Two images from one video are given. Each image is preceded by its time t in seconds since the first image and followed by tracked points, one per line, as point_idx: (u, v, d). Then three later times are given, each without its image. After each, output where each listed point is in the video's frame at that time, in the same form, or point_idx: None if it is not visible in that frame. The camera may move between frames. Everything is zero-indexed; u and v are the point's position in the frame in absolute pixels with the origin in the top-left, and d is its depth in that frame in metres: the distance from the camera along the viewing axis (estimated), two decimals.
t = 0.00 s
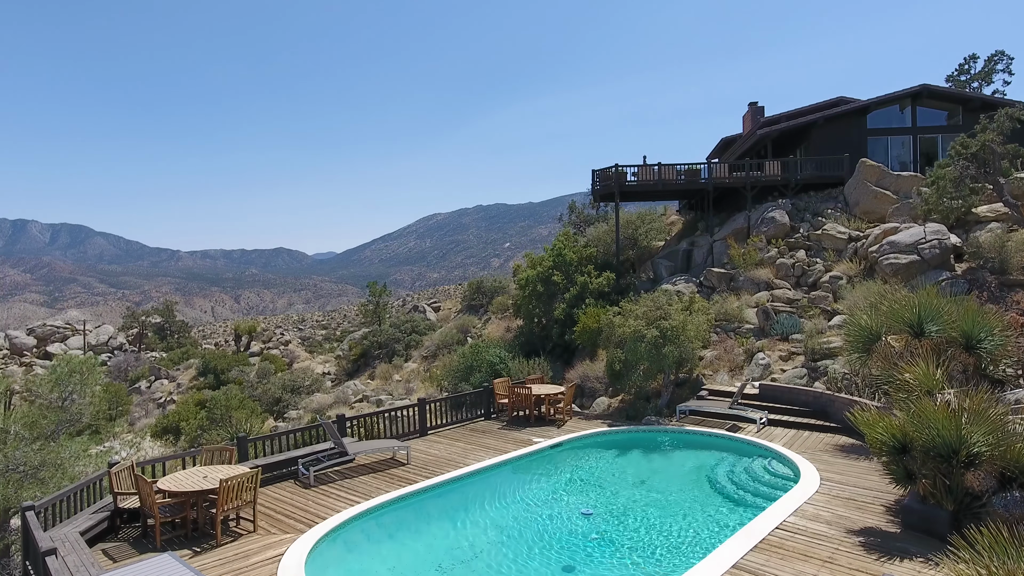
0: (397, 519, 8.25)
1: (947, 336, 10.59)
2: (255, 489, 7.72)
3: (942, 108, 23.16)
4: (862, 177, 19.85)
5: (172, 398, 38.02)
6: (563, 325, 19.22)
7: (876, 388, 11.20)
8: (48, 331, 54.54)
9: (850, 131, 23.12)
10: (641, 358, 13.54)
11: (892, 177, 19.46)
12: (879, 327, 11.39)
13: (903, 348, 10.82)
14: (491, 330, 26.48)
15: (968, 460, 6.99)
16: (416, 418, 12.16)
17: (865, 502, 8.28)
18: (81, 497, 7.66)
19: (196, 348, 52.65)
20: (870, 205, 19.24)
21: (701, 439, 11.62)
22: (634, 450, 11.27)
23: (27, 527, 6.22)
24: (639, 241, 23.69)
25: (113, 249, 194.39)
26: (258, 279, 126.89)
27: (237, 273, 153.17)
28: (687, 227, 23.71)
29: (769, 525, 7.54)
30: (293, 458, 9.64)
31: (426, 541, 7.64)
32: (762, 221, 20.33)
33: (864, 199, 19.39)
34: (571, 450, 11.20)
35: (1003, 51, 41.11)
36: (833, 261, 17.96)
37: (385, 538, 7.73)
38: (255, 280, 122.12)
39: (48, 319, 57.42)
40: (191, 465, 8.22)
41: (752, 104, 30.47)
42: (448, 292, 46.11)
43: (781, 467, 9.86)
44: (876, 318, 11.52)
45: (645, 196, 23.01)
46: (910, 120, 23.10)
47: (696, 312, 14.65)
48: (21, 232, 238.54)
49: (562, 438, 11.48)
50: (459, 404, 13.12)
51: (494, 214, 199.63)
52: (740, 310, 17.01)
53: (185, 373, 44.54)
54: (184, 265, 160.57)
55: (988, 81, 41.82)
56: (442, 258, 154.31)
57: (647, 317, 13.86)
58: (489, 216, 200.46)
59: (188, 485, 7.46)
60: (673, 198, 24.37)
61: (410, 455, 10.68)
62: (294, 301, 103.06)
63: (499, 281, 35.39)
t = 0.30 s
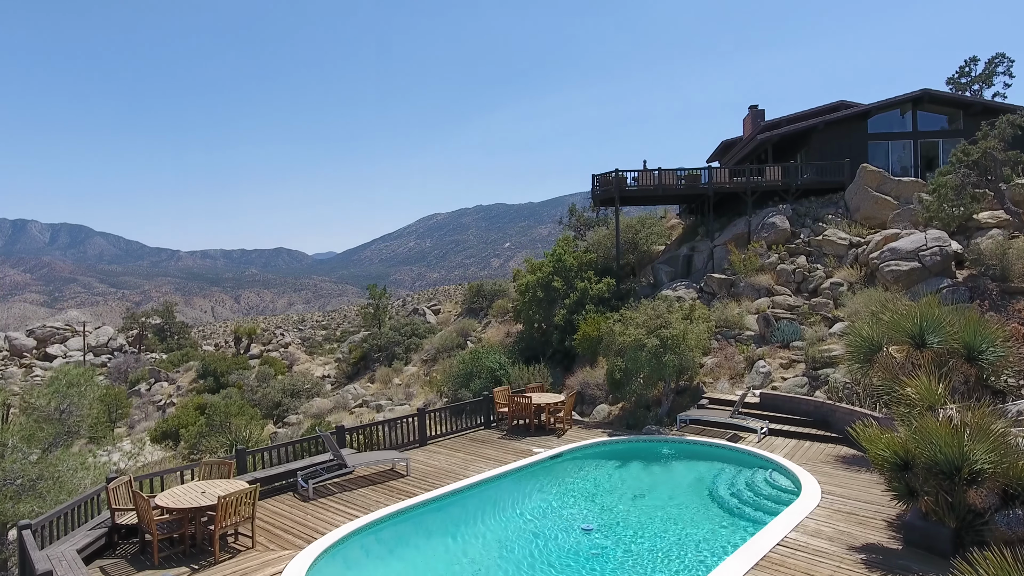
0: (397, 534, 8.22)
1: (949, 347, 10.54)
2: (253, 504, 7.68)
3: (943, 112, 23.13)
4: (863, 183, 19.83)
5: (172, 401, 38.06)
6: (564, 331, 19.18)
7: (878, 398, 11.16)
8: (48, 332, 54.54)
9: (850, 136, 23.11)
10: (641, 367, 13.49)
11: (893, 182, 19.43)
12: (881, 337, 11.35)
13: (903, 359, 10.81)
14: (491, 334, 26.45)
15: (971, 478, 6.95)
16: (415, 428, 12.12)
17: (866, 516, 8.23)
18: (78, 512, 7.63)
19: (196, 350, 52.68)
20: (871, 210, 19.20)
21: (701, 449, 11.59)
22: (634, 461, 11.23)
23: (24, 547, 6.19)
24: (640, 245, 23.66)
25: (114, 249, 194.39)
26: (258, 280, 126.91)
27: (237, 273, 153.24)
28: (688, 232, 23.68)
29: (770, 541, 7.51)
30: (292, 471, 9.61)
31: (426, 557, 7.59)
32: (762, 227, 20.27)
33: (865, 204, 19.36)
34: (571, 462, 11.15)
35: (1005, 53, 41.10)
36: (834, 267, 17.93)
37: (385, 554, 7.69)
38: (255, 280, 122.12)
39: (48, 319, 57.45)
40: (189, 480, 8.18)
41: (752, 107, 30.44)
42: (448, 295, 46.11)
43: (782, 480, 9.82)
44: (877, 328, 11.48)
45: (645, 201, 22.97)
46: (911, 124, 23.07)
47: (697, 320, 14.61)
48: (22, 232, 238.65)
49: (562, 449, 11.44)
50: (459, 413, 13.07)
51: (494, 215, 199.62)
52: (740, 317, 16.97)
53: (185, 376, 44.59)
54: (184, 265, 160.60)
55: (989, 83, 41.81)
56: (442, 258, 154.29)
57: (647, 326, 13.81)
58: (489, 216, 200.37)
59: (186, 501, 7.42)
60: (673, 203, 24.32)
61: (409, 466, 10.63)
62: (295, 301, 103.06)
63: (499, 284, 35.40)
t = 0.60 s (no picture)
0: (395, 551, 8.14)
1: (951, 359, 10.47)
2: (250, 522, 7.61)
3: (944, 117, 23.05)
4: (864, 188, 19.77)
5: (171, 404, 38.08)
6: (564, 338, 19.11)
7: (881, 410, 11.08)
8: (47, 333, 54.53)
9: (851, 141, 23.05)
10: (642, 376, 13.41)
11: (894, 188, 19.38)
12: (882, 349, 11.27)
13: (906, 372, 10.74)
14: (491, 339, 26.40)
15: (974, 496, 6.87)
16: (415, 439, 12.05)
17: (868, 533, 8.16)
18: (75, 530, 7.58)
19: (196, 352, 52.65)
20: (872, 216, 19.14)
21: (702, 460, 11.54)
22: (634, 473, 11.16)
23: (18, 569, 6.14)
24: (640, 250, 23.60)
25: (114, 249, 194.38)
26: (258, 280, 126.90)
27: (236, 273, 153.24)
28: (688, 236, 23.61)
29: (772, 559, 7.45)
30: (291, 484, 9.56)
31: None
32: (763, 233, 20.18)
33: (866, 210, 19.30)
34: (570, 474, 11.08)
35: (1005, 55, 41.07)
36: (835, 274, 17.87)
37: (384, 572, 7.62)
38: (255, 281, 122.11)
39: (48, 321, 57.53)
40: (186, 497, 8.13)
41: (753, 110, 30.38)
42: (448, 297, 46.08)
43: (783, 494, 9.75)
44: (879, 340, 11.40)
45: (645, 206, 22.89)
46: (912, 128, 23.00)
47: (697, 329, 14.56)
48: (22, 232, 238.90)
49: (563, 460, 11.37)
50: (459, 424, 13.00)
51: (494, 215, 199.61)
52: (741, 324, 16.92)
53: (184, 378, 44.58)
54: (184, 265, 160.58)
55: (989, 85, 41.80)
56: (442, 258, 154.24)
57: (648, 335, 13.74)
58: (489, 216, 200.37)
59: (183, 520, 7.36)
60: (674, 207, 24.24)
61: (409, 478, 10.57)
62: (294, 301, 103.00)
63: (499, 287, 35.37)
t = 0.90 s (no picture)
0: (394, 570, 8.05)
1: (955, 373, 10.38)
2: (247, 541, 7.52)
3: (946, 122, 22.96)
4: (866, 195, 19.70)
5: (171, 407, 38.04)
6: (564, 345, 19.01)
7: (883, 423, 11.00)
8: (47, 335, 54.45)
9: (852, 146, 22.95)
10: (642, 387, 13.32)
11: (896, 195, 19.31)
12: (885, 361, 11.19)
13: (909, 385, 10.66)
14: (490, 344, 26.30)
15: (980, 518, 6.78)
16: (414, 451, 11.97)
17: (872, 552, 8.07)
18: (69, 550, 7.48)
19: (196, 354, 52.63)
20: (874, 223, 19.06)
21: (703, 473, 11.45)
22: (635, 486, 11.08)
23: None
24: (640, 255, 23.52)
25: (114, 249, 194.63)
26: (257, 281, 126.88)
27: (236, 273, 153.26)
28: (689, 242, 23.51)
29: None
30: (289, 500, 9.48)
31: None
32: (764, 239, 20.09)
33: (868, 216, 19.23)
34: (571, 487, 11.00)
35: (1006, 58, 40.98)
36: (837, 281, 17.78)
37: None
38: (255, 281, 122.05)
39: (48, 323, 57.54)
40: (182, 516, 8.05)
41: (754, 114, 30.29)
42: (449, 300, 46.02)
43: (785, 509, 9.68)
44: (882, 352, 11.32)
45: (645, 212, 22.81)
46: (914, 134, 22.90)
47: (699, 339, 14.45)
48: (22, 232, 238.99)
49: (563, 473, 11.29)
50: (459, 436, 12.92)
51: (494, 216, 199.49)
52: (742, 332, 16.83)
53: (184, 381, 44.55)
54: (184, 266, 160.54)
55: (991, 89, 41.71)
56: (442, 258, 154.13)
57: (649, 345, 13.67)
58: (489, 216, 200.27)
59: (179, 540, 7.26)
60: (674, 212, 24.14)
61: (407, 492, 10.49)
62: (294, 301, 102.89)
63: (499, 291, 35.29)
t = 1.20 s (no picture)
0: None
1: (959, 387, 10.26)
2: (244, 563, 7.41)
3: (947, 127, 22.87)
4: (868, 201, 19.61)
5: (170, 411, 37.94)
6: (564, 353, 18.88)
7: (886, 436, 10.87)
8: (46, 337, 54.33)
9: (853, 151, 22.85)
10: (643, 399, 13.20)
11: (898, 201, 19.22)
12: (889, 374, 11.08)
13: (913, 399, 10.56)
14: (490, 350, 26.17)
15: (987, 542, 6.65)
16: (413, 465, 11.87)
17: (876, 572, 7.95)
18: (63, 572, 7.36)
19: (195, 357, 52.52)
20: (876, 229, 18.97)
21: (705, 486, 11.36)
22: (636, 501, 10.98)
23: None
24: (641, 261, 23.40)
25: (114, 250, 194.50)
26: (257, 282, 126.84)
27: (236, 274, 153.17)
28: (691, 248, 23.39)
29: None
30: (286, 517, 9.39)
31: None
32: (765, 246, 19.98)
33: (870, 223, 19.13)
34: (571, 502, 10.89)
35: (1007, 60, 40.93)
36: (838, 289, 17.69)
37: None
38: (255, 281, 121.92)
39: (47, 326, 57.49)
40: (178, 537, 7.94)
41: (755, 118, 30.21)
42: (449, 303, 45.95)
43: (788, 526, 9.57)
44: (885, 365, 11.21)
45: (645, 218, 22.70)
46: (916, 139, 22.81)
47: (700, 350, 14.35)
48: (22, 232, 238.97)
49: (563, 488, 11.18)
50: (458, 448, 12.82)
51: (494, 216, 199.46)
52: (744, 340, 16.71)
53: (184, 384, 44.43)
54: (184, 266, 160.39)
55: (991, 91, 41.63)
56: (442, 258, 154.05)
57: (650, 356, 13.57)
58: (490, 217, 200.27)
59: (174, 563, 7.16)
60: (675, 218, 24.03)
61: (406, 508, 10.38)
62: (294, 301, 102.75)
63: (499, 295, 35.20)
